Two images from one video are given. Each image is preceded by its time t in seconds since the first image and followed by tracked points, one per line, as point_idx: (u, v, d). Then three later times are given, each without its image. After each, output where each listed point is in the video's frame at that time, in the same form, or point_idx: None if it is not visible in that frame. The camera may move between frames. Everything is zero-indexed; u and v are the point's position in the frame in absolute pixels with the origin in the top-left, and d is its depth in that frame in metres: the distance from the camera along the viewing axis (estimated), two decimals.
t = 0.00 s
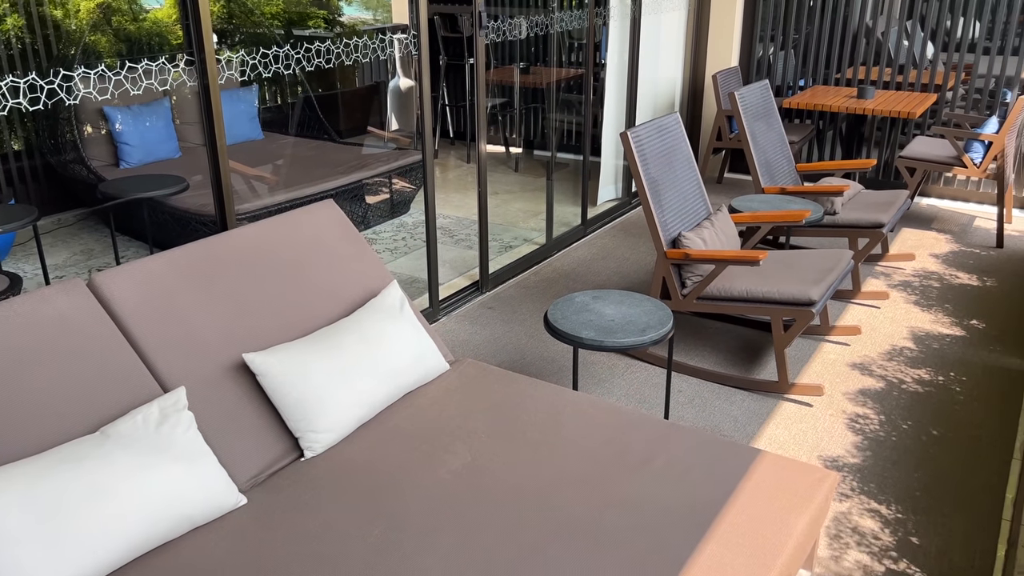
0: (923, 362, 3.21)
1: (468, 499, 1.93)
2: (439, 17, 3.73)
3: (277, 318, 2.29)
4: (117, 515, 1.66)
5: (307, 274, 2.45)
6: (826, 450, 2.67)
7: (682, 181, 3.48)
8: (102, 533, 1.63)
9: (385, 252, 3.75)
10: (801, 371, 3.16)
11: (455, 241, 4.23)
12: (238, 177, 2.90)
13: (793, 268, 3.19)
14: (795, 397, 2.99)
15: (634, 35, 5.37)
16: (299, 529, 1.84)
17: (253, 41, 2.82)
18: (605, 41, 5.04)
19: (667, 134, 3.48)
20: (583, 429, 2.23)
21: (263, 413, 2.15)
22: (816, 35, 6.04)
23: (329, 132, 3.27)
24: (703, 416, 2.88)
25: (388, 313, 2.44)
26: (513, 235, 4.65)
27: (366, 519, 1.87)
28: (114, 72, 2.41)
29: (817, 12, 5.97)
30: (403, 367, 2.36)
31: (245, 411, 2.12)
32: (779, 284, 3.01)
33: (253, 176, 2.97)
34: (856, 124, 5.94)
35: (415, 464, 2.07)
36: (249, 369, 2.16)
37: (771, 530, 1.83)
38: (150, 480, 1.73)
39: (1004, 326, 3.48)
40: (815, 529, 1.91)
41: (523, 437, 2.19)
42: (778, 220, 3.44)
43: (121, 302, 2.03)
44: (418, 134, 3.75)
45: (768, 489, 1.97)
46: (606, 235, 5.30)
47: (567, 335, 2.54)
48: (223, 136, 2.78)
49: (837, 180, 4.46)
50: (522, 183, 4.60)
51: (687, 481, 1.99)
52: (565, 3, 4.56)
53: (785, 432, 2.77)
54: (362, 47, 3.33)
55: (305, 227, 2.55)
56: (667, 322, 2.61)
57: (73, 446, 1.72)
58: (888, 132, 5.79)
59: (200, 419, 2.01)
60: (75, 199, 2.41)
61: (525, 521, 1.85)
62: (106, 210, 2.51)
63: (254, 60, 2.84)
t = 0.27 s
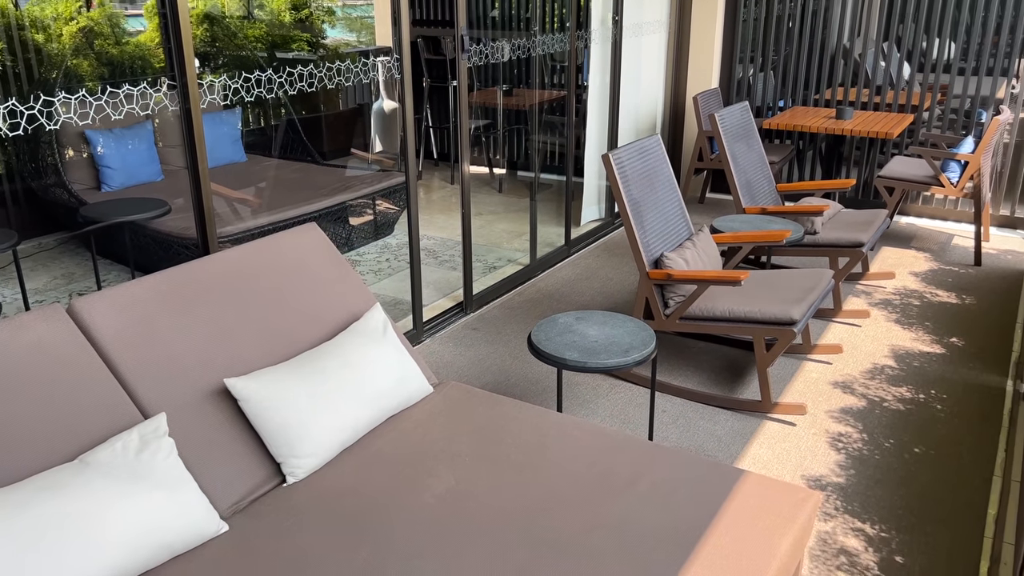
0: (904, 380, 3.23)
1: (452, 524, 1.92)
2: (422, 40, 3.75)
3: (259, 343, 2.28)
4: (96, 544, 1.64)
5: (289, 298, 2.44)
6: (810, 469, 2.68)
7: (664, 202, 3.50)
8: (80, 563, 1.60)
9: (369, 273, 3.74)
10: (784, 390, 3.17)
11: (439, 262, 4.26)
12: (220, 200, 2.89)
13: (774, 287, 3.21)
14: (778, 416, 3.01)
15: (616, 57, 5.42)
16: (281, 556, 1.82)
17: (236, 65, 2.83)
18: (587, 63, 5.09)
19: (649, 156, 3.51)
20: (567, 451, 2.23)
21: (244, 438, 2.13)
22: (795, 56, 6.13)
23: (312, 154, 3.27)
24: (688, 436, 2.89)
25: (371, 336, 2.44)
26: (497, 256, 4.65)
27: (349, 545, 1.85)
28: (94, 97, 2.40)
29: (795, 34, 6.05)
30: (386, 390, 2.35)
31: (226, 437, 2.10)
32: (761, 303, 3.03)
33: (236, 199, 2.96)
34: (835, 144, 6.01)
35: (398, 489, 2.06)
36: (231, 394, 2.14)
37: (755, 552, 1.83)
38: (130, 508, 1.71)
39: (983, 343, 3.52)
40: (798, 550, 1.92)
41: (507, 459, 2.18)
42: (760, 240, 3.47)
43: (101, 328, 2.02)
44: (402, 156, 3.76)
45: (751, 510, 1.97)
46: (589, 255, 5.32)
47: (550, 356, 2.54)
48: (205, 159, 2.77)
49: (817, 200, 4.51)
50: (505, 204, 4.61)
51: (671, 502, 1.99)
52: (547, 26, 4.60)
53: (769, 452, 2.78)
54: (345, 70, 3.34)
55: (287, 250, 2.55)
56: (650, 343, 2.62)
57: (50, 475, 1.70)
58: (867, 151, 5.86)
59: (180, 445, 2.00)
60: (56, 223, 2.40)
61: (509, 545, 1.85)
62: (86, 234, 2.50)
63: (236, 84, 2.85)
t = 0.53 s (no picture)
0: (886, 398, 3.25)
1: (436, 548, 1.91)
2: (405, 62, 3.77)
3: (241, 367, 2.27)
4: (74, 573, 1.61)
5: (272, 321, 2.43)
6: (794, 488, 2.69)
7: (646, 223, 3.53)
8: None
9: (353, 294, 3.72)
10: (767, 409, 3.19)
11: (423, 283, 4.23)
12: (202, 223, 2.88)
13: (756, 307, 3.23)
14: (762, 435, 3.01)
15: (597, 78, 5.47)
16: None
17: (219, 87, 2.83)
18: (569, 84, 5.13)
19: (630, 177, 3.54)
20: (551, 473, 2.22)
21: (225, 463, 2.11)
22: (774, 77, 6.21)
23: (296, 175, 3.27)
24: (672, 456, 2.89)
25: (354, 359, 2.43)
26: (481, 276, 4.66)
27: (332, 570, 1.84)
28: (76, 121, 2.39)
29: (774, 55, 6.14)
30: (369, 413, 2.34)
31: (208, 462, 2.08)
32: (743, 323, 3.05)
33: (218, 222, 2.95)
34: (815, 163, 6.08)
35: (382, 513, 2.05)
36: (212, 419, 2.13)
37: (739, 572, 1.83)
38: (109, 536, 1.69)
39: (963, 361, 3.55)
40: (782, 570, 1.92)
41: (491, 482, 2.18)
42: (741, 260, 3.49)
43: (80, 354, 2.00)
44: (385, 177, 3.77)
45: (735, 530, 1.97)
46: (573, 275, 5.33)
47: (534, 378, 2.54)
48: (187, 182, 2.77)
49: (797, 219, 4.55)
50: (489, 225, 4.63)
51: (655, 524, 1.99)
52: (529, 48, 4.64)
53: (753, 471, 2.79)
54: (328, 93, 3.35)
55: (269, 273, 2.54)
56: (633, 363, 2.63)
57: (28, 504, 1.68)
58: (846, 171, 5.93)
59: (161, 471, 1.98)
60: (36, 246, 2.37)
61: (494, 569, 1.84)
62: (67, 257, 2.48)
63: (219, 107, 2.85)
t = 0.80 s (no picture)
0: (867, 416, 3.27)
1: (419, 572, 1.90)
2: (388, 83, 3.81)
3: (222, 391, 2.25)
4: None
5: (254, 345, 2.42)
6: (777, 507, 2.69)
7: (628, 243, 3.54)
8: None
9: (336, 315, 3.70)
10: (750, 428, 3.19)
11: (406, 303, 4.32)
12: (184, 244, 2.86)
13: (738, 326, 3.25)
14: (745, 454, 3.02)
15: (579, 99, 5.51)
16: None
17: (201, 109, 2.83)
18: (552, 105, 5.16)
19: (612, 198, 3.56)
20: (535, 495, 2.21)
21: (206, 489, 2.09)
22: (754, 98, 6.28)
23: (278, 196, 3.26)
24: (656, 476, 2.89)
25: (336, 382, 2.42)
26: (464, 296, 4.65)
27: None
28: (56, 144, 2.38)
29: (754, 76, 6.21)
30: (352, 437, 2.33)
31: (189, 488, 2.06)
32: (726, 342, 3.06)
33: (200, 243, 2.94)
34: (795, 183, 6.14)
35: (364, 537, 2.03)
36: (192, 444, 2.11)
37: None
38: (87, 564, 1.67)
39: (943, 378, 3.58)
40: None
41: (475, 505, 2.17)
42: (723, 279, 3.51)
43: (58, 379, 1.98)
44: (368, 198, 3.77)
45: (719, 551, 1.97)
46: (557, 295, 5.34)
47: (518, 399, 2.54)
48: (168, 205, 2.76)
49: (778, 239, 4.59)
50: (473, 245, 4.63)
51: (639, 545, 1.99)
52: (511, 70, 4.67)
53: (737, 491, 2.79)
54: (310, 115, 3.35)
55: (251, 296, 2.53)
56: (616, 383, 2.63)
57: (3, 532, 1.65)
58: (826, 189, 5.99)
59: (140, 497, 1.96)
60: (15, 269, 2.37)
61: None
62: (47, 279, 2.46)
63: (201, 129, 2.85)
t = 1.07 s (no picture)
0: (849, 434, 3.29)
1: None
2: (370, 104, 3.96)
3: (203, 415, 2.23)
4: None
5: (236, 367, 2.41)
6: (761, 526, 2.69)
7: (610, 263, 3.56)
8: None
9: (318, 336, 3.68)
10: (733, 446, 3.20)
11: (389, 322, 4.37)
12: (165, 266, 2.85)
13: (720, 345, 3.27)
14: (729, 473, 3.03)
15: (562, 120, 5.55)
16: None
17: (183, 130, 2.83)
18: (534, 125, 5.19)
19: (594, 218, 3.58)
20: (519, 516, 2.21)
21: (186, 514, 2.07)
22: (734, 118, 6.35)
23: (261, 217, 3.25)
24: (640, 496, 2.89)
25: (318, 404, 2.41)
26: (448, 316, 4.65)
27: None
28: (35, 165, 2.36)
29: (734, 96, 6.28)
30: (334, 459, 2.31)
31: (169, 513, 2.04)
32: (708, 361, 3.07)
33: (181, 264, 2.92)
34: (775, 201, 6.20)
35: (346, 561, 2.02)
36: (172, 468, 2.09)
37: None
38: None
39: (923, 396, 3.61)
40: None
41: (458, 527, 2.16)
42: (705, 298, 3.53)
43: (36, 404, 1.96)
44: (351, 219, 3.77)
45: (702, 571, 1.97)
46: (541, 314, 5.34)
47: (501, 420, 2.53)
48: (149, 226, 2.74)
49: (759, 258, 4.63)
50: (456, 264, 4.63)
51: (622, 566, 1.99)
52: (494, 91, 4.70)
53: (720, 510, 2.79)
54: (293, 136, 3.35)
55: (233, 318, 2.52)
56: (599, 403, 2.64)
57: None
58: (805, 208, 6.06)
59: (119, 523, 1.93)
60: None
61: None
62: (26, 302, 2.43)
63: (182, 150, 2.84)
